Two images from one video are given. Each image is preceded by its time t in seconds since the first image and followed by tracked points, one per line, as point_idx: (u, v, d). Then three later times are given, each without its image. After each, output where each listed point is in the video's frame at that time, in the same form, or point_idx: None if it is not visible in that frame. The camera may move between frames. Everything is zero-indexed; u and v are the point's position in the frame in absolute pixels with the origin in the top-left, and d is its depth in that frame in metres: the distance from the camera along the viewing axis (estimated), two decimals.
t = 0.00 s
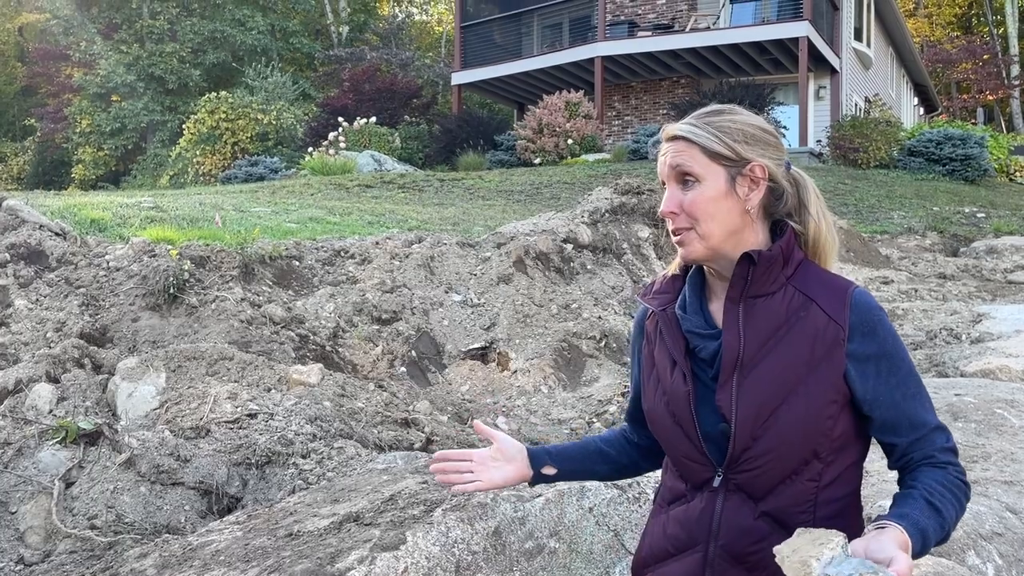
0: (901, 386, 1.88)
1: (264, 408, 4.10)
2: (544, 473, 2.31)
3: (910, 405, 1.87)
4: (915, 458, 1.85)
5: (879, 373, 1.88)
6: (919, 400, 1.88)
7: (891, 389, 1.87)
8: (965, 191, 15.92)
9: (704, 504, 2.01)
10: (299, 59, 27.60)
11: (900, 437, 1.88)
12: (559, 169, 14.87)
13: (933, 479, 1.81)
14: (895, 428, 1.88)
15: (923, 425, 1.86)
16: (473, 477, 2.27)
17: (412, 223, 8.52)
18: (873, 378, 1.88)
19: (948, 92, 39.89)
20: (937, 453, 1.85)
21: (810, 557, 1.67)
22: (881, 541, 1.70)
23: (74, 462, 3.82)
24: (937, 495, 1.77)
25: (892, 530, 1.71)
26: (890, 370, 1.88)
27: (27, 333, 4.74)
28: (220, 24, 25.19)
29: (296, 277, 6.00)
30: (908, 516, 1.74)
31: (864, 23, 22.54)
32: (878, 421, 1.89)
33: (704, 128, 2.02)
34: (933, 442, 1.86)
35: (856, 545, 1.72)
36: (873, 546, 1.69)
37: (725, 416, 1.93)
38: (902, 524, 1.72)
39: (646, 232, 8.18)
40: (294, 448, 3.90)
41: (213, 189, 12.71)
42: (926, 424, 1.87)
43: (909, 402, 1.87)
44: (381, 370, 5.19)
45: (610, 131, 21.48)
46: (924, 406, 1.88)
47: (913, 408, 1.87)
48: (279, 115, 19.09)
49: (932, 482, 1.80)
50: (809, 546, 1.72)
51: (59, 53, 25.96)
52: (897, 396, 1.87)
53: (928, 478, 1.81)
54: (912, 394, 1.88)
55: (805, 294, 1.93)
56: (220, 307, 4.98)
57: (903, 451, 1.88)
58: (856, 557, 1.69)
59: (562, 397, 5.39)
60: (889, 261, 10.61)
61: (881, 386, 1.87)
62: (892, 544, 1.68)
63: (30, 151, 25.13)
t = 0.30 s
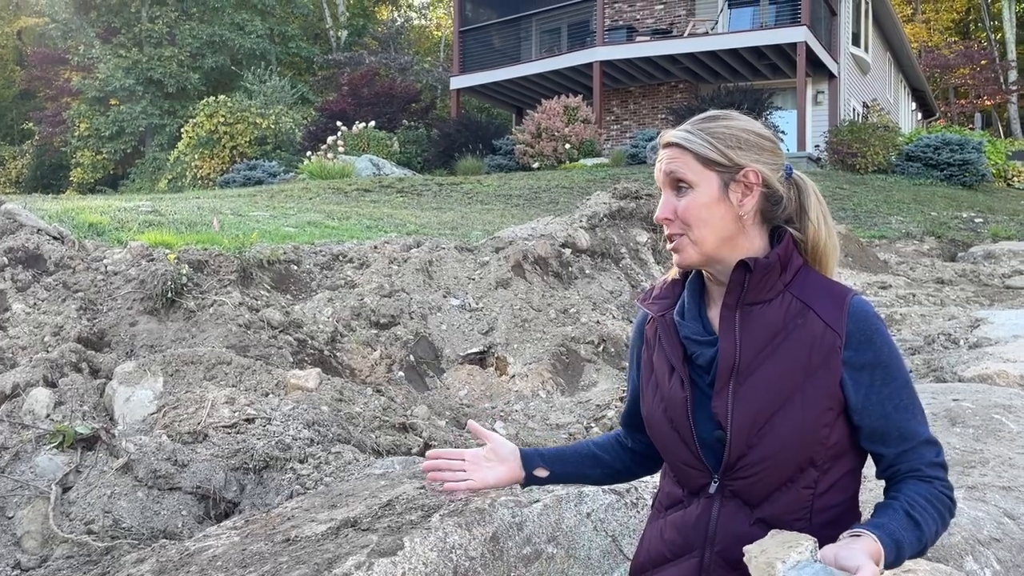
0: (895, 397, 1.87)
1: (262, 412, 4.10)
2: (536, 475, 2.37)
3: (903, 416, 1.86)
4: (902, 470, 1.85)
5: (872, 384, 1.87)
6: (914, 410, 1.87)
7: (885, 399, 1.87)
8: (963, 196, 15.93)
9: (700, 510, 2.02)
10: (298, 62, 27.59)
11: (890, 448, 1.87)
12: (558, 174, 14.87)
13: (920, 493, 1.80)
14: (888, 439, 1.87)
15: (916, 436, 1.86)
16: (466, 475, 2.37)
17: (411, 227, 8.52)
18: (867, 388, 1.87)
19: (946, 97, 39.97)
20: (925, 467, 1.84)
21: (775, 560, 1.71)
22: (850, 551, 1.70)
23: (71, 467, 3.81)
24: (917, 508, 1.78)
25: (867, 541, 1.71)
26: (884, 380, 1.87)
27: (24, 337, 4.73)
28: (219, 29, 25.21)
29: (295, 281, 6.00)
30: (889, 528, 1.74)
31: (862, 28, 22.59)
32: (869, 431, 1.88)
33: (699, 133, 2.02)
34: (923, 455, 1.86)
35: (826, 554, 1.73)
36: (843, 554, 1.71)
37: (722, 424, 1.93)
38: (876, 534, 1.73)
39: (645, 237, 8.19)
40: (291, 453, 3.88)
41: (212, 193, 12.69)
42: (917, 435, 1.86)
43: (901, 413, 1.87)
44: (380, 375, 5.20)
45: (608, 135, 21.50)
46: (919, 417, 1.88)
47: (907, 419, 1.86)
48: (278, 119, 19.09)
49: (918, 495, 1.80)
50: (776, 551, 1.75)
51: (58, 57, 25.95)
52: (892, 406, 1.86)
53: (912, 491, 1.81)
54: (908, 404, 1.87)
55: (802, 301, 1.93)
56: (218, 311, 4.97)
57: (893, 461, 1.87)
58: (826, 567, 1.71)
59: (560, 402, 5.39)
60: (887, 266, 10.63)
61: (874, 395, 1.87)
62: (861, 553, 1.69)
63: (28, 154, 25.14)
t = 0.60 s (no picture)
0: (887, 401, 1.87)
1: (258, 417, 4.09)
2: (539, 480, 2.36)
3: (894, 422, 1.86)
4: (894, 474, 1.85)
5: (863, 388, 1.87)
6: (907, 415, 1.87)
7: (877, 404, 1.87)
8: (960, 201, 15.96)
9: (693, 514, 2.03)
10: (296, 67, 27.59)
11: (882, 453, 1.87)
12: (555, 178, 14.87)
13: (909, 496, 1.80)
14: (879, 444, 1.87)
15: (908, 441, 1.86)
16: (469, 484, 2.33)
17: (408, 232, 8.52)
18: (859, 392, 1.87)
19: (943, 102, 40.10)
20: (916, 472, 1.84)
21: (754, 562, 1.74)
22: (836, 550, 1.70)
23: (67, 471, 3.80)
24: (907, 512, 1.77)
25: (851, 540, 1.72)
26: (877, 384, 1.87)
27: (20, 341, 4.72)
28: (217, 33, 25.23)
29: (292, 286, 6.00)
30: (874, 528, 1.75)
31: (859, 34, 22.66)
32: (860, 436, 1.89)
33: (691, 141, 2.02)
34: (914, 460, 1.85)
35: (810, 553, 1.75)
36: (827, 554, 1.71)
37: (712, 428, 1.94)
38: (863, 536, 1.73)
39: (642, 242, 8.19)
40: (288, 457, 3.88)
41: (209, 197, 12.68)
42: (909, 440, 1.86)
43: (893, 418, 1.87)
44: (376, 379, 5.19)
45: (605, 140, 21.53)
46: (911, 421, 1.87)
47: (898, 424, 1.86)
48: (275, 123, 19.10)
49: (907, 498, 1.80)
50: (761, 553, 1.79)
51: (56, 61, 25.89)
52: (883, 410, 1.86)
53: (903, 494, 1.81)
54: (900, 409, 1.87)
55: (794, 306, 1.93)
56: (215, 315, 4.97)
57: (884, 466, 1.87)
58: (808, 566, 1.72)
59: (557, 406, 5.38)
60: (883, 271, 10.65)
61: (866, 399, 1.87)
62: (844, 554, 1.68)
63: (26, 158, 25.15)
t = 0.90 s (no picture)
0: (871, 406, 1.88)
1: (253, 422, 4.08)
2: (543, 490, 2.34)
3: (877, 427, 1.87)
4: (870, 479, 1.87)
5: (849, 392, 1.88)
6: (890, 423, 1.88)
7: (862, 408, 1.87)
8: (955, 207, 16.00)
9: (683, 516, 2.03)
10: (292, 71, 27.59)
11: (861, 457, 1.88)
12: (551, 183, 14.88)
13: (884, 502, 1.82)
14: (860, 448, 1.88)
15: (889, 447, 1.87)
16: (470, 493, 2.29)
17: (404, 236, 8.53)
18: (845, 395, 1.88)
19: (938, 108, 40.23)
20: (894, 479, 1.85)
21: (724, 546, 1.76)
22: (799, 547, 1.74)
23: (61, 476, 3.81)
24: (878, 515, 1.80)
25: (818, 537, 1.75)
26: (862, 388, 1.88)
27: (15, 344, 4.70)
28: (213, 37, 25.25)
29: (287, 290, 6.00)
30: (843, 529, 1.77)
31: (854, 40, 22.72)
32: (845, 440, 1.89)
33: (700, 143, 2.02)
34: (894, 468, 1.86)
35: (777, 547, 1.77)
36: (791, 551, 1.74)
37: (703, 429, 1.94)
38: (829, 532, 1.76)
39: (638, 246, 8.20)
40: (283, 462, 3.87)
41: (204, 201, 12.68)
42: (891, 447, 1.87)
43: (877, 423, 1.87)
44: (372, 383, 5.18)
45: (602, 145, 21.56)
46: (894, 428, 1.88)
47: (880, 429, 1.87)
48: (271, 127, 19.10)
49: (881, 503, 1.82)
50: (729, 536, 1.81)
51: (51, 64, 25.84)
52: (868, 414, 1.87)
53: (876, 498, 1.83)
54: (884, 416, 1.88)
55: (787, 309, 1.93)
56: (210, 319, 4.96)
57: (863, 470, 1.88)
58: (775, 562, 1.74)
59: (553, 411, 5.37)
60: (879, 275, 10.67)
61: (851, 403, 1.88)
62: (808, 548, 1.73)
63: (21, 162, 25.16)
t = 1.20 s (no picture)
0: (861, 413, 1.88)
1: (247, 426, 4.06)
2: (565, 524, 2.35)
3: (866, 433, 1.88)
4: (856, 485, 1.88)
5: (840, 398, 1.88)
6: (879, 430, 1.89)
7: (852, 414, 1.88)
8: (949, 212, 16.05)
9: (675, 519, 2.03)
10: (287, 74, 27.61)
11: (848, 463, 1.89)
12: (547, 187, 14.88)
13: (866, 509, 1.85)
14: (847, 454, 1.88)
15: (876, 454, 1.88)
16: (496, 534, 2.30)
17: (399, 240, 8.54)
18: (834, 402, 1.88)
19: (932, 113, 40.34)
20: (879, 487, 1.87)
21: (686, 556, 1.77)
22: (768, 554, 1.77)
23: (55, 480, 3.80)
24: (857, 524, 1.83)
25: (790, 547, 1.79)
26: (853, 394, 1.88)
27: (8, 348, 4.69)
28: (208, 40, 25.25)
29: (282, 293, 6.00)
30: (819, 538, 1.80)
31: (850, 45, 22.79)
32: (834, 447, 1.90)
33: (692, 149, 2.03)
34: (880, 476, 1.88)
35: (748, 556, 1.79)
36: (762, 561, 1.77)
37: (695, 433, 1.94)
38: (803, 541, 1.80)
39: (633, 251, 8.22)
40: (277, 466, 3.85)
41: (199, 204, 12.69)
42: (879, 454, 1.87)
43: (865, 431, 1.88)
44: (367, 388, 5.17)
45: (597, 149, 21.58)
46: (882, 435, 1.89)
47: (869, 435, 1.88)
48: (267, 131, 19.08)
49: (864, 511, 1.84)
50: (697, 546, 1.82)
51: (46, 67, 25.74)
52: (857, 420, 1.87)
53: (858, 506, 1.85)
54: (873, 423, 1.88)
55: (779, 314, 1.93)
56: (205, 323, 4.95)
57: (850, 477, 1.89)
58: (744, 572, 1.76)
59: (548, 415, 5.37)
60: (873, 280, 10.69)
61: (841, 410, 1.88)
62: (775, 559, 1.76)
63: (15, 165, 25.15)
